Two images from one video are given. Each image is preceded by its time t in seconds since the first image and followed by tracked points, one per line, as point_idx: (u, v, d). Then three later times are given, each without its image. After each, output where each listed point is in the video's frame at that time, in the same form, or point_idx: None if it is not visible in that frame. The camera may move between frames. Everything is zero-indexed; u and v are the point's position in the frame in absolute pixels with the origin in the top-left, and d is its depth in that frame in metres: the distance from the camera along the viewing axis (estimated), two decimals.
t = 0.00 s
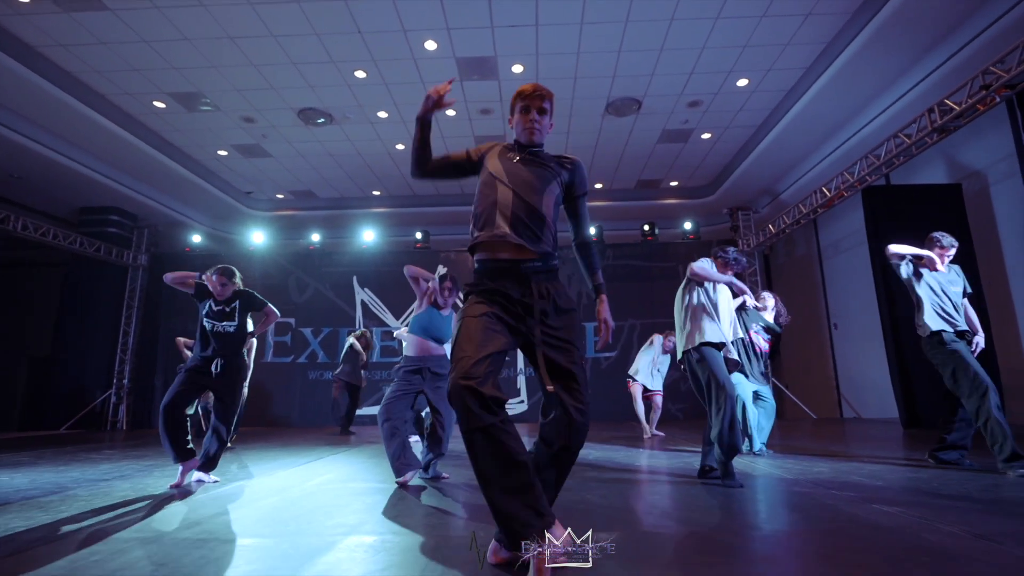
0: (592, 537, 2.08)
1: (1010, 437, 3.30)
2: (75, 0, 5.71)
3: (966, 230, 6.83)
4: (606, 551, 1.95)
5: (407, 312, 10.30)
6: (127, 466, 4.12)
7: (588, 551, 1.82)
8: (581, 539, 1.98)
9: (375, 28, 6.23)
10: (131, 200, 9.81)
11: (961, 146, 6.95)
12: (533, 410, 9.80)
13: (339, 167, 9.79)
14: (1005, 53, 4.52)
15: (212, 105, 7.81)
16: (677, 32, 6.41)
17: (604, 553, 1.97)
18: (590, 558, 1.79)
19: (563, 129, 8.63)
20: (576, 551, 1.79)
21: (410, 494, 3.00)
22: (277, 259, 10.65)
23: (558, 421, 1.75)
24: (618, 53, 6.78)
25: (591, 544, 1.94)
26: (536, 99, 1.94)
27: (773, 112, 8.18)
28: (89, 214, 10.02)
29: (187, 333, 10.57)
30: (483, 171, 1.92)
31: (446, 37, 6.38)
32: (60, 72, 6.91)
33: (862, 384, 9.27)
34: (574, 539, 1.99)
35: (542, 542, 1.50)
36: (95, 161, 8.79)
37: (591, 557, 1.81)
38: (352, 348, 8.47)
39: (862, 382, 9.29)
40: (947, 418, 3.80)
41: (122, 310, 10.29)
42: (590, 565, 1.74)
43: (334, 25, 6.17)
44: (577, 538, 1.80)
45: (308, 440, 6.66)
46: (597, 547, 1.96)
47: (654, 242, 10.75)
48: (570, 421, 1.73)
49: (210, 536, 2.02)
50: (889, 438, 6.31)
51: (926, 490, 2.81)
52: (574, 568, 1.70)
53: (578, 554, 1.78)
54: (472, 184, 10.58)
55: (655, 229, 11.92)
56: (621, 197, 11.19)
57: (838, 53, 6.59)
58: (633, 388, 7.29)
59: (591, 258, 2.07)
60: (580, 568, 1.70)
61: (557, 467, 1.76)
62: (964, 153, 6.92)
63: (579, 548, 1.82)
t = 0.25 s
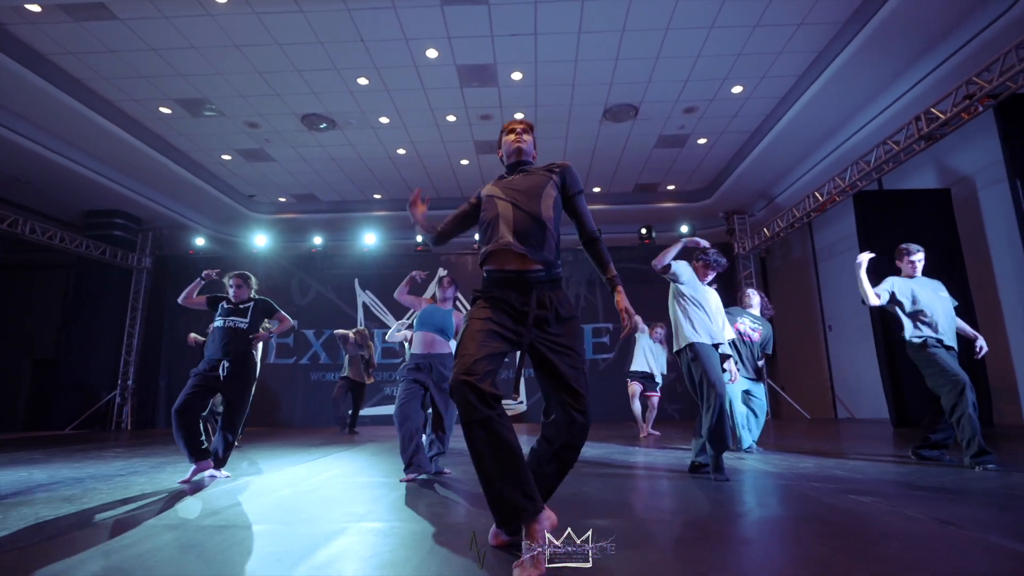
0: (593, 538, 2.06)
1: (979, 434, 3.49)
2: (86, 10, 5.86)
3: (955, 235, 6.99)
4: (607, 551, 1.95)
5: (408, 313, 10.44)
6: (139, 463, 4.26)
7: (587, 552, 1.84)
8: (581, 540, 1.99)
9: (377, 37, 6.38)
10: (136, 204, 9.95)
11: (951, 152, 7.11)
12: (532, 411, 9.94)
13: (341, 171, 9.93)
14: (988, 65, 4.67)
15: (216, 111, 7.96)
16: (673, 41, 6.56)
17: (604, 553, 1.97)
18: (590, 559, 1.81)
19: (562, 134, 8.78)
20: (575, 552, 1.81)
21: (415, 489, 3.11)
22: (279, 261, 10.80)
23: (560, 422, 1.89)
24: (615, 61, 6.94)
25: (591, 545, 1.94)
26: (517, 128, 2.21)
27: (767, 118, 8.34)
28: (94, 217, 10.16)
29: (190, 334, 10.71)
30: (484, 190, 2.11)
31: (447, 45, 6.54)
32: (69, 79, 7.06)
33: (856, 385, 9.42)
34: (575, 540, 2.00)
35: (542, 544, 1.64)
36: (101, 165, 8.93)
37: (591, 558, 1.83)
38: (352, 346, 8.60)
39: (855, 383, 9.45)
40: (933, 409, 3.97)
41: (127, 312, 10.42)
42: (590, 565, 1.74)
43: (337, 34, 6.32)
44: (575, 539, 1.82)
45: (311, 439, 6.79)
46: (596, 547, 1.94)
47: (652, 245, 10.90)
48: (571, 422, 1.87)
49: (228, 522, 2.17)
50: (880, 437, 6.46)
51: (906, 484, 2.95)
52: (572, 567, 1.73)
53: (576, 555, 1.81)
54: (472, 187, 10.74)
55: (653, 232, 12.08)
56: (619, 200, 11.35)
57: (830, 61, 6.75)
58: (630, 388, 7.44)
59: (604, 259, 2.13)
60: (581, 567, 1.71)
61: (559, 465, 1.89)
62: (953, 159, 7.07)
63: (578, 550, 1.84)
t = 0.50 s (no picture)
0: (593, 538, 1.99)
1: (961, 428, 3.63)
2: (93, 18, 5.99)
3: (946, 237, 7.11)
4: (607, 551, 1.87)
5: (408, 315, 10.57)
6: (147, 460, 4.37)
7: (587, 553, 1.79)
8: (581, 540, 1.94)
9: (379, 44, 6.51)
10: (140, 207, 10.08)
11: (941, 156, 7.24)
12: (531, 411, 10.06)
13: (342, 175, 10.06)
14: (973, 72, 4.80)
15: (219, 116, 8.09)
16: (669, 47, 6.70)
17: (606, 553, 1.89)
18: (590, 557, 1.76)
19: (560, 139, 8.92)
20: (574, 552, 1.77)
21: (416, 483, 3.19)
22: (280, 264, 10.92)
23: (557, 419, 2.00)
24: (612, 67, 7.07)
25: (591, 545, 1.87)
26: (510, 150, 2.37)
27: (762, 122, 8.48)
28: (98, 220, 10.28)
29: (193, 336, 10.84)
30: (486, 200, 2.24)
31: (447, 52, 6.67)
32: (75, 85, 7.19)
33: (850, 385, 9.54)
34: (574, 540, 1.95)
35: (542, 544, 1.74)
36: (105, 169, 9.06)
37: (592, 557, 1.79)
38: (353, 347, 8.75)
39: (849, 383, 9.58)
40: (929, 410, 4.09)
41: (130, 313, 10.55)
42: (590, 565, 1.67)
43: (340, 42, 6.46)
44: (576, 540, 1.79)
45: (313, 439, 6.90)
46: (596, 547, 1.87)
47: (649, 247, 11.04)
48: (568, 420, 1.98)
49: (238, 512, 2.28)
50: (873, 436, 6.58)
51: (888, 478, 3.07)
52: (573, 567, 1.69)
53: (575, 554, 1.76)
54: (471, 190, 10.87)
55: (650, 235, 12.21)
56: (616, 203, 11.49)
57: (821, 67, 6.90)
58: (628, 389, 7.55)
59: (602, 268, 2.24)
60: (582, 567, 1.65)
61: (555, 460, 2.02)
62: (944, 163, 7.20)
63: (578, 550, 1.79)
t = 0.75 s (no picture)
0: (593, 538, 1.96)
1: (945, 428, 3.72)
2: (98, 24, 6.08)
3: (940, 239, 7.20)
4: (609, 552, 1.84)
5: (408, 317, 10.65)
6: (152, 459, 4.46)
7: (587, 553, 1.77)
8: (582, 540, 1.91)
9: (380, 49, 6.60)
10: (142, 209, 10.16)
11: (935, 159, 7.33)
12: (531, 411, 10.14)
13: (342, 177, 10.14)
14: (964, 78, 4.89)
15: (222, 119, 8.17)
16: (666, 53, 6.80)
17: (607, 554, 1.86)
18: (591, 559, 1.71)
19: (559, 142, 9.02)
20: (575, 552, 1.74)
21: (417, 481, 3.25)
22: (282, 265, 11.01)
23: (555, 419, 2.08)
24: (610, 72, 7.16)
25: (592, 545, 1.84)
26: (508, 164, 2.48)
27: (758, 126, 8.58)
28: (101, 222, 10.36)
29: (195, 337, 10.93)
30: (487, 208, 2.32)
31: (447, 57, 6.76)
32: (79, 89, 7.27)
33: (847, 386, 9.63)
34: (575, 540, 1.92)
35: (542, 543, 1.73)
36: (108, 172, 9.14)
37: (593, 557, 1.76)
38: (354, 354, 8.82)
39: (846, 384, 9.66)
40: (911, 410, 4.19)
41: (132, 314, 10.63)
42: (590, 565, 1.65)
43: (341, 47, 6.55)
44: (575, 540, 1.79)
45: (314, 438, 6.98)
46: (596, 547, 1.85)
47: (647, 249, 11.13)
48: (566, 419, 2.06)
49: (244, 507, 2.34)
50: (867, 435, 6.66)
51: (878, 476, 3.14)
52: (573, 567, 1.65)
53: (576, 554, 1.74)
54: (471, 193, 10.96)
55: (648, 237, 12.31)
56: (615, 205, 11.57)
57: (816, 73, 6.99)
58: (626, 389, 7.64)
59: (598, 275, 2.32)
60: (581, 567, 1.62)
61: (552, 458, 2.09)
62: (938, 166, 7.29)
63: (579, 550, 1.77)
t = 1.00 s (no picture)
0: (593, 538, 1.99)
1: (929, 429, 3.78)
2: (102, 29, 6.14)
3: (935, 242, 7.28)
4: (608, 551, 1.87)
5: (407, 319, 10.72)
6: (156, 458, 4.52)
7: (587, 553, 1.79)
8: (582, 540, 1.94)
9: (381, 54, 6.68)
10: (143, 211, 10.23)
11: (930, 163, 7.41)
12: (530, 412, 10.22)
13: (343, 179, 10.20)
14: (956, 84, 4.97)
15: (224, 123, 8.24)
16: (664, 57, 6.87)
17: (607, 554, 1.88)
18: (591, 559, 1.73)
19: (558, 145, 9.10)
20: (575, 552, 1.76)
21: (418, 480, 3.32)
22: (282, 267, 11.07)
23: (553, 420, 2.15)
24: (608, 76, 7.24)
25: (592, 545, 1.87)
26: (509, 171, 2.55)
27: (755, 130, 8.66)
28: (102, 224, 10.43)
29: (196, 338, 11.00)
30: (487, 214, 2.38)
31: (447, 61, 6.83)
32: (83, 92, 7.34)
33: (844, 387, 9.70)
34: (574, 540, 1.95)
35: (542, 542, 1.76)
36: (110, 174, 9.20)
37: (592, 557, 1.78)
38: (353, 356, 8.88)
39: (842, 385, 9.74)
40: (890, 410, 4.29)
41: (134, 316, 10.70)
42: (590, 565, 1.68)
43: (343, 52, 6.62)
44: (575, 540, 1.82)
45: (315, 438, 7.06)
46: (596, 547, 1.87)
47: (645, 251, 11.21)
48: (564, 419, 2.12)
49: (251, 504, 2.42)
50: (863, 436, 6.72)
51: (868, 475, 3.21)
52: (573, 567, 1.68)
53: (576, 554, 1.76)
54: (470, 195, 11.03)
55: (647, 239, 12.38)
56: (614, 207, 11.64)
57: (812, 77, 7.07)
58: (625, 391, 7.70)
59: (596, 278, 2.40)
60: (581, 567, 1.65)
61: (548, 459, 2.15)
62: (932, 169, 7.37)
63: (579, 550, 1.79)
